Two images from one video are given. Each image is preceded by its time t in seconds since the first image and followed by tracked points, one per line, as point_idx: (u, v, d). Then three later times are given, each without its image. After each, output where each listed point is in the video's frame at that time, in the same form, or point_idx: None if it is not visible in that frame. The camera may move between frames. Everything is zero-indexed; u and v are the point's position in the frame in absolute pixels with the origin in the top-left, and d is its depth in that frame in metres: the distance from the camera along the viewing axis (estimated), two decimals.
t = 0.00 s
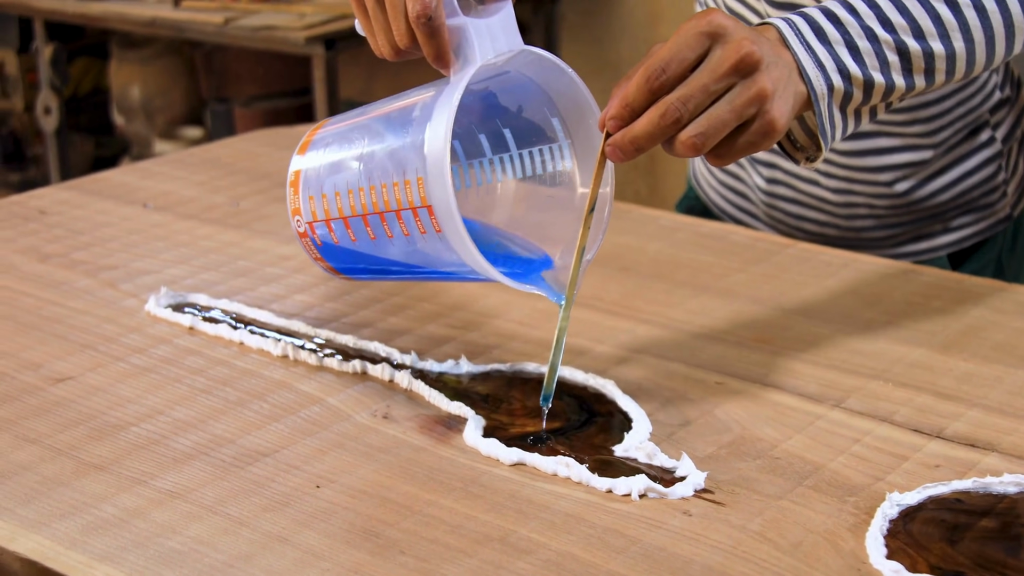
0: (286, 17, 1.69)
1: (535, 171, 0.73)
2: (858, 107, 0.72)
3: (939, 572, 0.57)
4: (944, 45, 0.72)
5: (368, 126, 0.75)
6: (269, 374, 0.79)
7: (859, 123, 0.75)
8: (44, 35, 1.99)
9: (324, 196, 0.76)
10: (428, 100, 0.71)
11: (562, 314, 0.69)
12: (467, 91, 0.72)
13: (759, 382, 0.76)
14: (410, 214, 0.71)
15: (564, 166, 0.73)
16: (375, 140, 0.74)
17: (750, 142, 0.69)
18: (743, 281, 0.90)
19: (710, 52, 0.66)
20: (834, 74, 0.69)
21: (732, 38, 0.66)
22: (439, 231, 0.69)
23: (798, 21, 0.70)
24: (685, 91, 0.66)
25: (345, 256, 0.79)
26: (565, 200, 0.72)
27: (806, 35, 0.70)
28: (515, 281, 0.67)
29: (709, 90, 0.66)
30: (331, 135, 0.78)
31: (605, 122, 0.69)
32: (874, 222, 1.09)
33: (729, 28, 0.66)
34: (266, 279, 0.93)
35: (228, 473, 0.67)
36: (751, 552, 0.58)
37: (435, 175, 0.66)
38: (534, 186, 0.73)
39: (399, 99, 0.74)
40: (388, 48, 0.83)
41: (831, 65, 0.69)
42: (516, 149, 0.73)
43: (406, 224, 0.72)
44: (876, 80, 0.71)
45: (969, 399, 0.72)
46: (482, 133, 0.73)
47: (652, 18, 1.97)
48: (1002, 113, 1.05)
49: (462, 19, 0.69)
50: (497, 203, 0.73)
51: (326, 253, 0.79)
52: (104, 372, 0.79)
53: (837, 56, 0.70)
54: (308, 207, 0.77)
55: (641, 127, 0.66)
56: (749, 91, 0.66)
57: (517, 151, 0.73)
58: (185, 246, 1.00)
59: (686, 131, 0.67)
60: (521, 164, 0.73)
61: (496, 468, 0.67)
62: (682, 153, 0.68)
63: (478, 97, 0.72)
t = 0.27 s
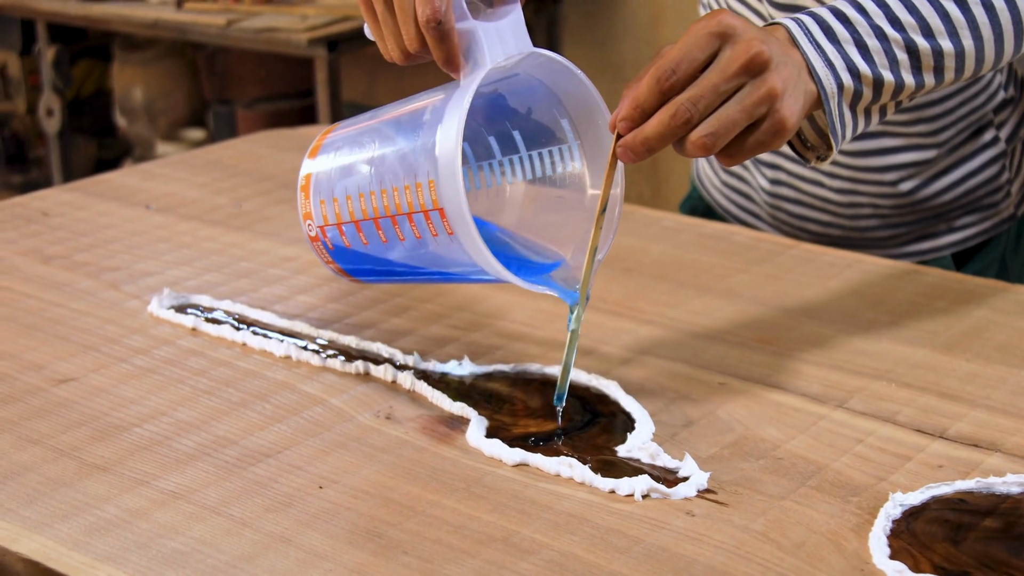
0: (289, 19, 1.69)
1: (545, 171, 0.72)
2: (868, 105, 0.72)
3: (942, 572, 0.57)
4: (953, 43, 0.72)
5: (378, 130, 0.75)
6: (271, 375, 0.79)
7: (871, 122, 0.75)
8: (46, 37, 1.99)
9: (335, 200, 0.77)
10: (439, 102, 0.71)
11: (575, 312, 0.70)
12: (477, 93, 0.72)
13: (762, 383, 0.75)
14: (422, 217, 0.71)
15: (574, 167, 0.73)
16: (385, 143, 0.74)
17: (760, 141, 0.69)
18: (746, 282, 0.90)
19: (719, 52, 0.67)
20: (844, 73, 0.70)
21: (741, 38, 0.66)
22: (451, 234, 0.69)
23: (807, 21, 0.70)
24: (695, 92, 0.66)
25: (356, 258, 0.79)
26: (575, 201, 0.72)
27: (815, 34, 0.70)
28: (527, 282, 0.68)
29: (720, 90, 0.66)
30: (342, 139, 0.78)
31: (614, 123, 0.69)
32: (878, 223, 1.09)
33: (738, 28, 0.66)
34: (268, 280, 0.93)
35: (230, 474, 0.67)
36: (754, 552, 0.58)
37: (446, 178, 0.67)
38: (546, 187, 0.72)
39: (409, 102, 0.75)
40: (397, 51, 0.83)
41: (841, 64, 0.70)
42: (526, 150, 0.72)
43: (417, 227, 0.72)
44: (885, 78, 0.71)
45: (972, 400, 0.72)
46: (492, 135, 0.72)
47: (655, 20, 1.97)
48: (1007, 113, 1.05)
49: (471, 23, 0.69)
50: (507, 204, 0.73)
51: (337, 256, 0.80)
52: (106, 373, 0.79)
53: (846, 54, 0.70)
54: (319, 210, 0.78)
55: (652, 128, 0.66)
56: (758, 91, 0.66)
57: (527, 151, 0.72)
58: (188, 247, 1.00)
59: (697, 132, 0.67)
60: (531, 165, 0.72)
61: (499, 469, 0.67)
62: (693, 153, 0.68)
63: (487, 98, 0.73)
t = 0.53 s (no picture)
0: (289, 17, 1.69)
1: (551, 163, 0.73)
2: (869, 92, 0.73)
3: (942, 568, 0.57)
4: (954, 30, 0.73)
5: (385, 124, 0.75)
6: (272, 372, 0.79)
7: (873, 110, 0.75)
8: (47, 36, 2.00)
9: (343, 193, 0.76)
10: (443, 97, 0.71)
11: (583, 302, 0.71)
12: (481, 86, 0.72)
13: (763, 380, 0.75)
14: (430, 209, 0.70)
15: (580, 159, 0.73)
16: (393, 136, 0.74)
17: (762, 128, 0.69)
18: (747, 279, 0.90)
19: (718, 39, 0.67)
20: (845, 60, 0.70)
21: (739, 25, 0.67)
22: (459, 224, 0.69)
23: (807, 9, 0.71)
24: (695, 79, 0.66)
25: (364, 251, 0.79)
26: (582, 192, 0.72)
27: (815, 22, 0.70)
28: (537, 273, 0.68)
29: (719, 76, 0.66)
30: (349, 133, 0.78)
31: (617, 113, 0.69)
32: (880, 219, 1.09)
33: (736, 16, 0.67)
34: (268, 278, 0.93)
35: (231, 470, 0.67)
36: (754, 548, 0.58)
37: (454, 170, 0.66)
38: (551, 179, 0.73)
39: (416, 95, 0.74)
40: (404, 45, 0.83)
41: (841, 51, 0.70)
42: (532, 143, 0.72)
43: (425, 218, 0.72)
44: (886, 65, 0.71)
45: (973, 397, 0.72)
46: (497, 128, 0.72)
47: (656, 18, 1.97)
48: (1007, 109, 1.05)
49: (476, 15, 0.69)
50: (513, 197, 0.73)
51: (345, 249, 0.80)
52: (107, 370, 0.79)
53: (847, 42, 0.70)
54: (327, 204, 0.78)
55: (653, 116, 0.66)
56: (758, 77, 0.67)
57: (532, 144, 0.72)
58: (189, 245, 1.00)
59: (697, 119, 0.67)
60: (537, 157, 0.72)
61: (500, 466, 0.67)
62: (694, 141, 0.67)
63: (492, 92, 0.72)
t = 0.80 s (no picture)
0: (290, 18, 1.69)
1: (561, 157, 0.73)
2: (877, 82, 0.73)
3: (940, 569, 0.57)
4: (960, 20, 0.73)
5: (397, 121, 0.75)
6: (272, 372, 0.79)
7: (880, 101, 0.75)
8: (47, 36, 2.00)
9: (356, 189, 0.77)
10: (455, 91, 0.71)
11: (597, 294, 0.72)
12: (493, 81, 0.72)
13: (762, 380, 0.76)
14: (444, 203, 0.70)
15: (591, 152, 0.73)
16: (406, 132, 0.74)
17: (772, 116, 0.68)
18: (747, 280, 0.90)
19: (726, 29, 0.67)
20: (854, 49, 0.70)
21: (747, 14, 0.67)
22: (473, 219, 0.69)
23: None
24: (705, 68, 0.66)
25: (377, 246, 0.79)
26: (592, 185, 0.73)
27: (823, 11, 0.70)
28: (554, 266, 0.68)
29: (729, 65, 0.66)
30: (360, 130, 0.78)
31: (627, 104, 0.69)
32: (880, 217, 1.09)
33: (745, 5, 0.67)
34: (268, 278, 0.94)
35: (230, 471, 0.67)
36: (753, 549, 0.59)
37: (469, 163, 0.67)
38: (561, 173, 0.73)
39: (428, 91, 0.75)
40: (417, 39, 0.82)
41: (850, 41, 0.70)
42: (543, 137, 0.73)
43: (439, 213, 0.72)
44: (894, 54, 0.71)
45: (971, 397, 0.72)
46: (508, 123, 0.72)
47: (656, 18, 1.97)
48: (1008, 108, 1.05)
49: (489, 10, 0.69)
50: (524, 192, 0.73)
51: (358, 244, 0.80)
52: (106, 370, 0.79)
53: (855, 32, 0.70)
54: (338, 200, 0.78)
55: (663, 105, 0.66)
56: (767, 65, 0.66)
57: (543, 139, 0.73)
58: (189, 245, 1.00)
59: (708, 108, 0.66)
60: (548, 151, 0.73)
61: (499, 466, 0.68)
62: (705, 130, 0.67)
63: (503, 86, 0.73)
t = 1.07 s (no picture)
0: (289, 19, 1.69)
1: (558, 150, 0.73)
2: (872, 78, 0.73)
3: (938, 570, 0.57)
4: (955, 16, 0.73)
5: (396, 114, 0.75)
6: (271, 373, 0.79)
7: (876, 97, 0.75)
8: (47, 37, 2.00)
9: (355, 181, 0.77)
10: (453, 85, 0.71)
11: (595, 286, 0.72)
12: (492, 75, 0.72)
13: (761, 382, 0.76)
14: (442, 195, 0.71)
15: (588, 145, 0.73)
16: (405, 124, 0.74)
17: (766, 110, 0.69)
18: (745, 281, 0.90)
19: (720, 24, 0.68)
20: (848, 45, 0.70)
21: (740, 10, 0.67)
22: (471, 210, 0.69)
23: None
24: (698, 63, 0.67)
25: (376, 239, 0.79)
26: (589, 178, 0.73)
27: (818, 7, 0.70)
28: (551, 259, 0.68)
29: (722, 60, 0.67)
30: (360, 122, 0.78)
31: (622, 98, 0.69)
32: (882, 218, 1.10)
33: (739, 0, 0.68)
34: (268, 279, 0.94)
35: (229, 472, 0.67)
36: (751, 550, 0.59)
37: (467, 156, 0.67)
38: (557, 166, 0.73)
39: (428, 84, 0.75)
40: (417, 33, 0.83)
41: (844, 36, 0.70)
42: (541, 130, 0.73)
43: (437, 204, 0.72)
44: (888, 50, 0.72)
45: (969, 399, 0.72)
46: (507, 117, 0.72)
47: (656, 20, 1.97)
48: (1008, 110, 1.05)
49: (488, 3, 0.70)
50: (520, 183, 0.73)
51: (357, 237, 0.80)
52: (106, 371, 0.79)
53: (850, 28, 0.71)
54: (338, 192, 0.78)
55: (658, 100, 0.66)
56: (760, 59, 0.67)
57: (541, 133, 0.73)
58: (188, 246, 1.00)
59: (701, 102, 0.67)
60: (546, 145, 0.73)
61: (498, 467, 0.68)
62: (698, 125, 0.68)
63: (502, 81, 0.73)
